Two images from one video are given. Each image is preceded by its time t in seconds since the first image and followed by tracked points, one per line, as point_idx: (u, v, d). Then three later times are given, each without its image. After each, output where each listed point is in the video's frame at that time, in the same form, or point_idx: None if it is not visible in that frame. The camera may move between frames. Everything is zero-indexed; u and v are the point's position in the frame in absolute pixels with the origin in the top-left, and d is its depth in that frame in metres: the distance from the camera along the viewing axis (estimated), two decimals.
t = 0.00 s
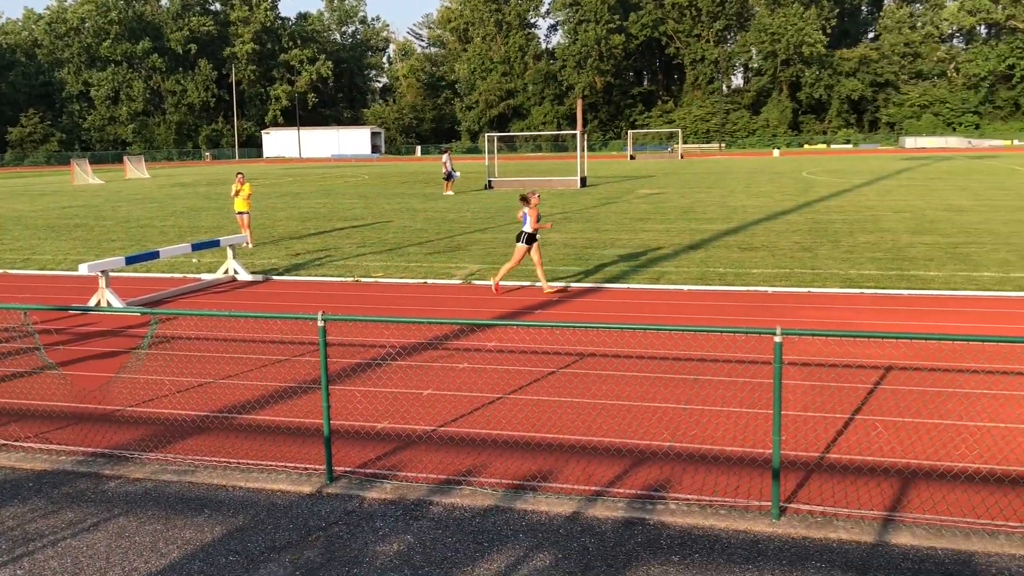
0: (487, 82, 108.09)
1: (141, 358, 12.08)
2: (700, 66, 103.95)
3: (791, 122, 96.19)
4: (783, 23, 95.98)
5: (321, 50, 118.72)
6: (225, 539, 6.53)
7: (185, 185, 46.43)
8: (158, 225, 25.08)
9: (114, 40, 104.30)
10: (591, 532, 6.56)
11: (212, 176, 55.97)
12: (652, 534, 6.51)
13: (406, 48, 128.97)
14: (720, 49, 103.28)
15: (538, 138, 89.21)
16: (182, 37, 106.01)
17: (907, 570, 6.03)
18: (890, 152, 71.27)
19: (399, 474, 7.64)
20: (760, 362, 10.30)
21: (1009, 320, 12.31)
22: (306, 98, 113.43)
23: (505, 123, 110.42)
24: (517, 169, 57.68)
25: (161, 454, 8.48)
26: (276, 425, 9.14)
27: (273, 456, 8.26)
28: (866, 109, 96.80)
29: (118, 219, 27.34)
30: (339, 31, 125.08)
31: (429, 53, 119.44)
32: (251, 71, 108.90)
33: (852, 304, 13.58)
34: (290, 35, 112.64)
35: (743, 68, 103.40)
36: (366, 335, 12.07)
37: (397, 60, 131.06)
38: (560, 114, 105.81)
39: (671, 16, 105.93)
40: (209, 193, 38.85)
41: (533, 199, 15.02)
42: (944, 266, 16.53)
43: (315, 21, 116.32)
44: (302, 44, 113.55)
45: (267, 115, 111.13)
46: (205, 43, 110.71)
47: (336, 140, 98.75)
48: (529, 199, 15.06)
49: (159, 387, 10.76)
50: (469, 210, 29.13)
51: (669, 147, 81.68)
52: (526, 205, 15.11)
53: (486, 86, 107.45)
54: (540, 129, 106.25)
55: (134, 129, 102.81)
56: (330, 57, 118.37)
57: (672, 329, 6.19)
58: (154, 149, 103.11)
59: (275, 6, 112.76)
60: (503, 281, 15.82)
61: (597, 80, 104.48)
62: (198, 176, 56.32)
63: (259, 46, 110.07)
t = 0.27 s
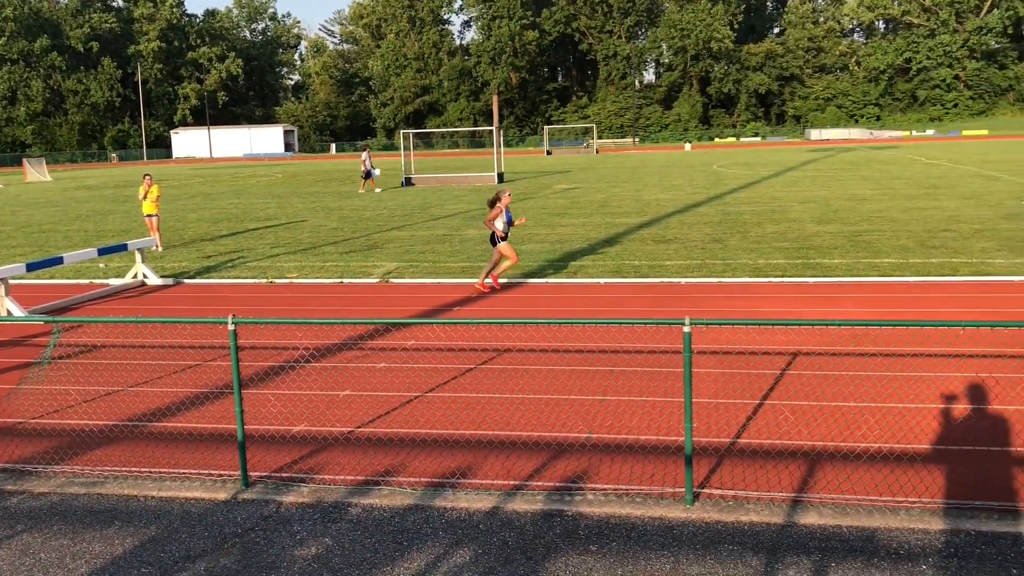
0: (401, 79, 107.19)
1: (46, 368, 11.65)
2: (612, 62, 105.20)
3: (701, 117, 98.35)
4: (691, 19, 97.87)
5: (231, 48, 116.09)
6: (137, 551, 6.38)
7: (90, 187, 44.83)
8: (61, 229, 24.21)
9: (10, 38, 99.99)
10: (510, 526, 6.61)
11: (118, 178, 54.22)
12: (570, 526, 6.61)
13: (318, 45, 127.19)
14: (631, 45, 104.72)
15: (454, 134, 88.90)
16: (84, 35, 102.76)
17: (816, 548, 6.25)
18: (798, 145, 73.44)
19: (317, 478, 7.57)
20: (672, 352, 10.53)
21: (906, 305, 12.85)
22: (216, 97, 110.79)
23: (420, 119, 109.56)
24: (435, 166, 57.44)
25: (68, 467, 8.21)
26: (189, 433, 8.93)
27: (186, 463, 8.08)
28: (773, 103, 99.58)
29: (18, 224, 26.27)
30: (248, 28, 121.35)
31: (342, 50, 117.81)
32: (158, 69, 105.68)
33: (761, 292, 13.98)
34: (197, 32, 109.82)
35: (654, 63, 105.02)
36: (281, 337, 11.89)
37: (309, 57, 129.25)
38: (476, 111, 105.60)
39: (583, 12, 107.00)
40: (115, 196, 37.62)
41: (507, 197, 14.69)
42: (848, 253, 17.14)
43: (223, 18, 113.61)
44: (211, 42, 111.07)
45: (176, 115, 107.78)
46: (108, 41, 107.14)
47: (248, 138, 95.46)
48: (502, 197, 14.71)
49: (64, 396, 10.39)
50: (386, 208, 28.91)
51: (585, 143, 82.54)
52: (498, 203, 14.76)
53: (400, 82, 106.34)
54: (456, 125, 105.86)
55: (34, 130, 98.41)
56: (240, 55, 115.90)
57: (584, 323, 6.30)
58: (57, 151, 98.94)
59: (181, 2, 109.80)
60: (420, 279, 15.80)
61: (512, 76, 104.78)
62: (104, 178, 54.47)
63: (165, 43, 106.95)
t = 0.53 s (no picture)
0: (349, 84, 106.30)
1: None
2: (560, 66, 105.85)
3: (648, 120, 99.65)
4: (637, 23, 98.77)
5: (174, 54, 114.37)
6: (81, 570, 6.30)
7: (30, 198, 43.81)
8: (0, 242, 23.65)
9: None
10: (459, 532, 6.65)
11: (60, 188, 53.05)
12: (518, 529, 6.66)
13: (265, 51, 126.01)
14: (578, 49, 105.42)
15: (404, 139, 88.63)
16: (21, 42, 99.25)
17: (758, 545, 6.38)
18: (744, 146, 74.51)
19: (264, 489, 7.53)
20: (619, 353, 10.66)
21: (846, 303, 13.14)
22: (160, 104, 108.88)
23: (369, 125, 109.32)
24: (385, 172, 57.22)
25: (8, 486, 8.05)
26: (133, 447, 8.83)
27: (131, 478, 7.98)
28: (718, 105, 101.13)
29: None
30: (192, 35, 121.54)
31: (288, 56, 116.56)
32: (99, 77, 103.25)
33: (707, 293, 14.20)
34: (140, 39, 107.77)
35: (601, 67, 105.68)
36: (227, 348, 11.80)
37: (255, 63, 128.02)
38: (425, 116, 105.60)
39: (530, 17, 107.40)
40: (56, 207, 36.83)
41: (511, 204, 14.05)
42: (791, 253, 17.48)
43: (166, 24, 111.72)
44: (153, 48, 109.14)
45: (119, 123, 105.00)
46: (47, 48, 103.83)
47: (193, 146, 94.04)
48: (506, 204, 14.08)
49: (3, 413, 10.18)
50: (336, 214, 28.76)
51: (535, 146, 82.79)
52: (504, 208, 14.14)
53: (348, 88, 105.58)
54: (405, 131, 105.84)
55: None
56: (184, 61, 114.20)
57: (527, 328, 6.36)
58: None
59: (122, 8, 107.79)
60: (369, 286, 15.78)
61: (460, 81, 104.79)
62: (44, 188, 53.24)
63: (107, 50, 104.75)
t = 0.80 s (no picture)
0: (312, 94, 104.95)
1: None
2: (523, 77, 106.19)
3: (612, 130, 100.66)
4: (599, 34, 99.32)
5: (133, 64, 112.55)
6: None
7: None
8: None
9: None
10: (417, 545, 6.63)
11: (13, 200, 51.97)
12: (477, 541, 6.66)
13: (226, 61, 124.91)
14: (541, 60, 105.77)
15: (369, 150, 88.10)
16: None
17: (716, 552, 6.43)
18: (707, 156, 75.05)
19: (221, 505, 7.46)
20: (578, 364, 10.72)
21: (802, 310, 13.33)
22: (119, 115, 107.09)
23: (332, 135, 108.68)
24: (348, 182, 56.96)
25: None
26: (87, 464, 8.69)
27: (84, 496, 7.86)
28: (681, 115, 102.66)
29: None
30: (152, 44, 120.81)
31: (250, 66, 115.39)
32: (56, 87, 100.60)
33: (666, 302, 14.32)
34: (98, 49, 105.79)
35: (564, 78, 106.03)
36: (183, 362, 11.66)
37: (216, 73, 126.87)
38: (388, 126, 105.27)
39: (493, 28, 107.52)
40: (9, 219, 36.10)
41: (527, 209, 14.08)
42: (749, 261, 17.70)
43: (124, 34, 109.95)
44: (112, 58, 107.26)
45: (76, 134, 102.77)
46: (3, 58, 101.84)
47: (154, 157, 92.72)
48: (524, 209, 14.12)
49: None
50: (297, 225, 28.55)
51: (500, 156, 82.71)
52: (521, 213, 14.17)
53: (310, 98, 104.73)
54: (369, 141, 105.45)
55: None
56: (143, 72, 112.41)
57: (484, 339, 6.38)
58: None
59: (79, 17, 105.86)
60: (329, 297, 15.73)
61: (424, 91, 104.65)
62: None
63: (63, 60, 102.60)
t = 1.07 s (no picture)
0: (263, 100, 103.95)
1: None
2: (477, 87, 106.40)
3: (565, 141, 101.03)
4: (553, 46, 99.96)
5: (80, 67, 110.07)
6: None
7: None
8: None
9: None
10: (363, 555, 6.59)
11: None
12: (424, 551, 6.64)
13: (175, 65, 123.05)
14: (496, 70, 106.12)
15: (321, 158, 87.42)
16: None
17: (660, 560, 6.50)
18: (659, 168, 75.81)
19: (163, 515, 7.34)
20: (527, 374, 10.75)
21: (747, 322, 13.55)
22: (64, 118, 104.71)
23: (284, 141, 107.71)
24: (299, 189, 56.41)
25: None
26: (25, 474, 8.49)
27: (21, 508, 7.67)
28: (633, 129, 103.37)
29: None
30: (99, 47, 118.62)
31: (200, 71, 113.76)
32: None
33: (616, 313, 14.46)
34: (43, 50, 103.28)
35: (518, 89, 106.34)
36: (127, 371, 11.46)
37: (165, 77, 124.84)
38: (341, 133, 104.64)
39: (448, 37, 107.59)
40: None
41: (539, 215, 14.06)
42: (699, 273, 17.95)
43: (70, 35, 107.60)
44: (57, 61, 104.87)
45: (19, 136, 100.27)
46: None
47: (100, 161, 90.93)
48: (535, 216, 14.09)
49: None
50: (247, 233, 28.22)
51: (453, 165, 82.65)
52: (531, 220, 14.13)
53: (262, 104, 103.55)
54: (321, 148, 104.73)
55: None
56: (90, 74, 110.16)
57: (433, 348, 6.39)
58: None
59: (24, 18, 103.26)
60: (279, 306, 15.61)
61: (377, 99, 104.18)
62: None
63: (7, 62, 100.01)
